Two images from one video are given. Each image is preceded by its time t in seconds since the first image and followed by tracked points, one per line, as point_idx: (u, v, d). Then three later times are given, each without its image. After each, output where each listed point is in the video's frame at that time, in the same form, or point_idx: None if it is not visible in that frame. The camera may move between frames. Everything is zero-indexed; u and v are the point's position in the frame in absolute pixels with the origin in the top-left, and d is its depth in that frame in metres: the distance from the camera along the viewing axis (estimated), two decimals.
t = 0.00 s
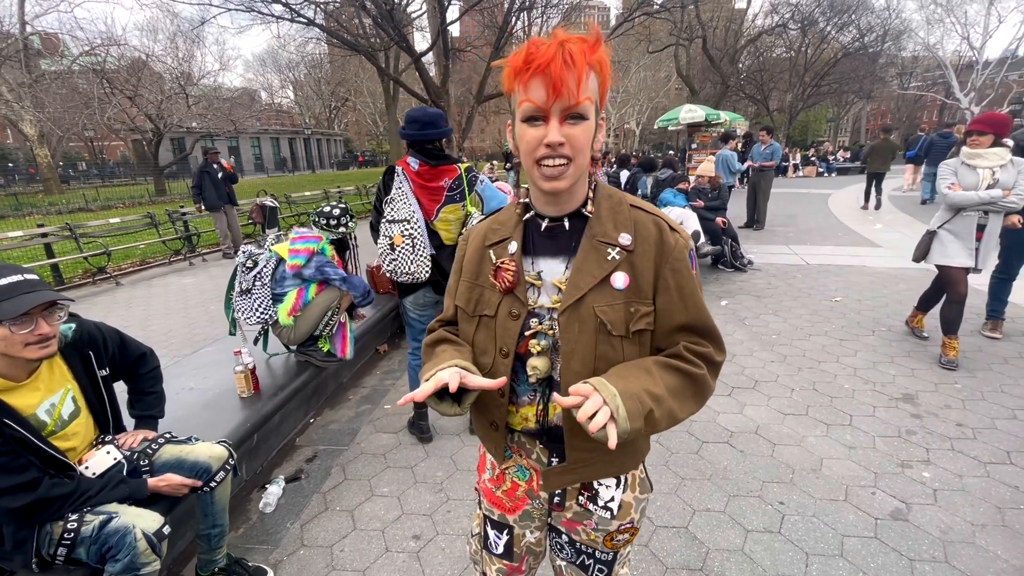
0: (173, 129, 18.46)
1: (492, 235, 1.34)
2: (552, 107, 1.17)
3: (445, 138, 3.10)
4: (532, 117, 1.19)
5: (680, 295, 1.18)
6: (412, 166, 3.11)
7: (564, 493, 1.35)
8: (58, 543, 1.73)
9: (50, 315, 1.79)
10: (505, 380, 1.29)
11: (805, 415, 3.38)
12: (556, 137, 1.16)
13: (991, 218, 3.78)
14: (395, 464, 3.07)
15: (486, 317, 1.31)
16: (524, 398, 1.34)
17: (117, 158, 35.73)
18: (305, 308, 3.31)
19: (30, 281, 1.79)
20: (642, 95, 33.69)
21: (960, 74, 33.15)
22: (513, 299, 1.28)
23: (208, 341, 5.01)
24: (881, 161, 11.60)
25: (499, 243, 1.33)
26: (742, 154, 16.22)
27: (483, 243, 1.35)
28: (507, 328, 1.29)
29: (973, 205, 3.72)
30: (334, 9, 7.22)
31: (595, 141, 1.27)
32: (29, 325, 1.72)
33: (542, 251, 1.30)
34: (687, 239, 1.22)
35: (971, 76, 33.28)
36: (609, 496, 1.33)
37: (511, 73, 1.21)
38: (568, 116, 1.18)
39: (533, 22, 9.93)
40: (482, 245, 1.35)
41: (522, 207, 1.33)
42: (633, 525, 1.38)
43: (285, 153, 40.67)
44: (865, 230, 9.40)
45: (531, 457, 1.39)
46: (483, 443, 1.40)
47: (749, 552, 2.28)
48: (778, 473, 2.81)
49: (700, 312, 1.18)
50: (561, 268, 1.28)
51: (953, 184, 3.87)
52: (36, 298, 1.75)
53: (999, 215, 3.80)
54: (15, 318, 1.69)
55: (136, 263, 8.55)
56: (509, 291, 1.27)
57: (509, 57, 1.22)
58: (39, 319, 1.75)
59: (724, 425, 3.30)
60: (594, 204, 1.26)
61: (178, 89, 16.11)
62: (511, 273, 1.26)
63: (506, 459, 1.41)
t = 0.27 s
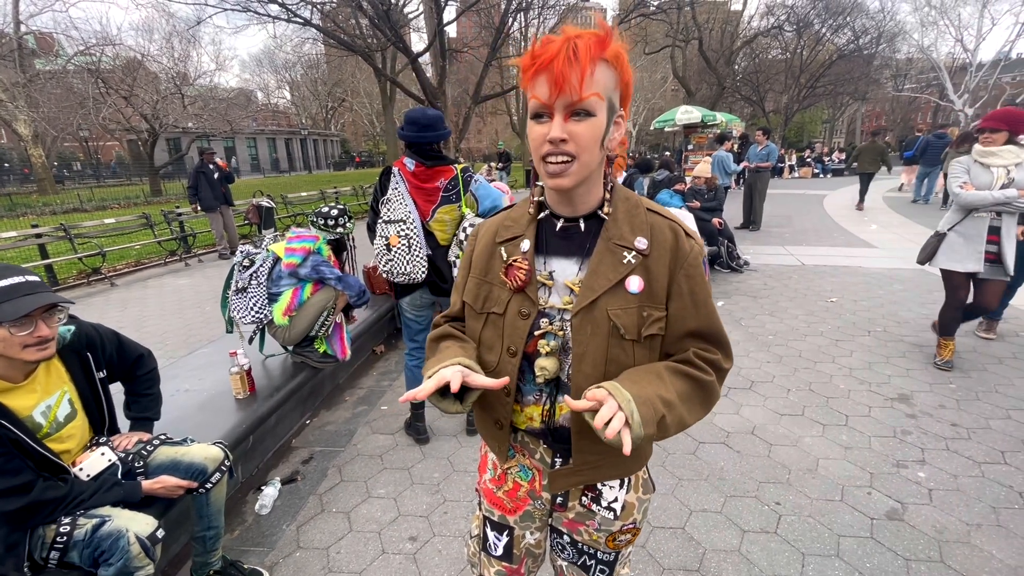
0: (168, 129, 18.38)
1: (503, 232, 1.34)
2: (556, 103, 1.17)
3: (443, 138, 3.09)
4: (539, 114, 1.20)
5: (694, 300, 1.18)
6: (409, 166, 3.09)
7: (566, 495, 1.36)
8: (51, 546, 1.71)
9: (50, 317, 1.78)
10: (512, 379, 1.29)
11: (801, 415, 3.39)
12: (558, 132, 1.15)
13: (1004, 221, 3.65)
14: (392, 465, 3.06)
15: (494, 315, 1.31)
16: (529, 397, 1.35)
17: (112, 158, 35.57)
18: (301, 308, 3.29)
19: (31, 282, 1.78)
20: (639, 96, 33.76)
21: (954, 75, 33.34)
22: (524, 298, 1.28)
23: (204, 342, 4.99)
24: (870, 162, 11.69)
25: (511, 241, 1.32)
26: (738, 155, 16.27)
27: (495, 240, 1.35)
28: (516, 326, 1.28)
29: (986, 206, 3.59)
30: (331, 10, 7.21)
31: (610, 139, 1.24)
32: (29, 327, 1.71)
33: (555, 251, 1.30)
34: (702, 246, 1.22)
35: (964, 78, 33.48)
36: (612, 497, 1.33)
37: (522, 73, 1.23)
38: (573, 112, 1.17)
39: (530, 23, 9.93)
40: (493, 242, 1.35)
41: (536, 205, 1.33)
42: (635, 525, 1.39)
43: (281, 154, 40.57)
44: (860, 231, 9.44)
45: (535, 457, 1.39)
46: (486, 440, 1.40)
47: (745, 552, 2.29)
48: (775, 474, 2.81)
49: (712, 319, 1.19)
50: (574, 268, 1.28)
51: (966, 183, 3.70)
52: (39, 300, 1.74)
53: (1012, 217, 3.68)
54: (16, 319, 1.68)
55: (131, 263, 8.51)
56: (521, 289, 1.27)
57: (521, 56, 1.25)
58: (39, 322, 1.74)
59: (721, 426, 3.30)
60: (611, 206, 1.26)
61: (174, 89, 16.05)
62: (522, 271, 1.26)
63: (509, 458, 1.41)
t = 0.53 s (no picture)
0: (165, 129, 18.34)
1: (508, 228, 1.34)
2: (559, 103, 1.17)
3: (439, 139, 3.08)
4: (545, 115, 1.21)
5: (698, 306, 1.18)
6: (405, 167, 3.09)
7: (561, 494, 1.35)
8: (42, 549, 1.70)
9: (33, 318, 1.77)
10: (512, 375, 1.29)
11: (798, 416, 3.39)
12: (560, 133, 1.15)
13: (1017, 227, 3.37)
14: (388, 466, 3.05)
15: (495, 310, 1.31)
16: (527, 395, 1.34)
17: (108, 158, 35.45)
18: (297, 309, 3.26)
19: (14, 283, 1.76)
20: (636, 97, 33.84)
21: (948, 77, 33.50)
22: (526, 294, 1.27)
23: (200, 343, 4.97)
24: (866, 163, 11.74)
25: (516, 236, 1.32)
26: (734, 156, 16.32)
27: (501, 235, 1.35)
28: (517, 322, 1.28)
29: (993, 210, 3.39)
30: (328, 10, 7.19)
31: (620, 139, 1.23)
32: (11, 328, 1.69)
33: (559, 249, 1.30)
34: (709, 252, 1.22)
35: (960, 79, 33.66)
36: (608, 497, 1.33)
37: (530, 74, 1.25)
38: (577, 112, 1.17)
39: (527, 24, 9.92)
40: (498, 237, 1.35)
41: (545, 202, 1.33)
42: (631, 525, 1.39)
43: (278, 154, 40.51)
44: (855, 232, 9.47)
45: (531, 455, 1.39)
46: (485, 435, 1.40)
47: (741, 553, 2.29)
48: (771, 475, 2.81)
49: (716, 327, 1.19)
50: (579, 268, 1.27)
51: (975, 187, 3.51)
52: (21, 301, 1.72)
53: None
54: None
55: (127, 264, 8.47)
56: (523, 285, 1.27)
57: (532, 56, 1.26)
58: (22, 323, 1.72)
59: (717, 426, 3.31)
60: (620, 208, 1.25)
61: (170, 89, 15.99)
62: (526, 268, 1.25)
63: (506, 456, 1.41)
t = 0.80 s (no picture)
0: (163, 129, 18.30)
1: (510, 227, 1.35)
2: (562, 104, 1.18)
3: (437, 140, 3.07)
4: (547, 116, 1.21)
5: (696, 310, 1.18)
6: (403, 168, 3.09)
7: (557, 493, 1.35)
8: (38, 551, 1.69)
9: (18, 317, 1.75)
10: (509, 371, 1.29)
11: (795, 416, 3.40)
12: (561, 134, 1.15)
13: None
14: (385, 467, 3.05)
15: (495, 307, 1.32)
16: (524, 392, 1.34)
17: (106, 158, 35.36)
18: (294, 311, 3.27)
19: None
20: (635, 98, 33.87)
21: (946, 79, 33.60)
22: (525, 292, 1.28)
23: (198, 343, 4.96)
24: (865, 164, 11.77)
25: (517, 234, 1.33)
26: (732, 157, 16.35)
27: (503, 233, 1.36)
28: (516, 320, 1.28)
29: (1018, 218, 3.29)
30: (327, 10, 7.18)
31: (622, 141, 1.22)
32: None
33: (559, 248, 1.30)
34: (710, 257, 1.22)
35: (956, 81, 33.77)
36: (604, 496, 1.33)
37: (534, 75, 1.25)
38: (579, 114, 1.17)
39: (526, 25, 9.93)
40: (500, 235, 1.36)
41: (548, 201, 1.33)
42: (627, 525, 1.38)
43: (277, 155, 40.46)
44: (853, 233, 9.48)
45: (528, 452, 1.39)
46: (482, 430, 1.40)
47: (739, 554, 2.29)
48: (769, 475, 2.82)
49: (714, 331, 1.19)
50: (579, 268, 1.27)
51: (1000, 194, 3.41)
52: (4, 300, 1.70)
53: None
54: None
55: (125, 264, 8.45)
56: (522, 283, 1.28)
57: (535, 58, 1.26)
58: (7, 324, 1.71)
59: (716, 427, 3.31)
60: (622, 210, 1.25)
61: (169, 89, 15.95)
62: (525, 266, 1.26)
63: (503, 453, 1.41)
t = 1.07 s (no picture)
0: (163, 130, 18.30)
1: (509, 227, 1.35)
2: (563, 107, 1.18)
3: (437, 140, 3.08)
4: (549, 118, 1.21)
5: (692, 309, 1.18)
6: (403, 168, 3.09)
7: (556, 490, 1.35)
8: (36, 550, 1.69)
9: (8, 312, 1.75)
10: (508, 370, 1.29)
11: (795, 417, 3.40)
12: (565, 136, 1.15)
13: None
14: (385, 467, 3.05)
15: (495, 306, 1.33)
16: (524, 390, 1.34)
17: (107, 159, 35.40)
18: (291, 312, 3.27)
19: None
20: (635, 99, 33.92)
21: (946, 80, 33.58)
22: (524, 292, 1.28)
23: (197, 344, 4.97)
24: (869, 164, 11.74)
25: (517, 234, 1.33)
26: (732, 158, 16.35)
27: (502, 234, 1.36)
28: (514, 319, 1.29)
29: None
30: (327, 11, 7.18)
31: (622, 142, 1.23)
32: None
33: (558, 248, 1.30)
34: (708, 257, 1.21)
35: (956, 82, 33.79)
36: (601, 493, 1.33)
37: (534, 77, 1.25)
38: (580, 116, 1.17)
39: (526, 26, 9.92)
40: (500, 235, 1.36)
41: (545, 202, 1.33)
42: (624, 522, 1.38)
43: (277, 155, 40.49)
44: (853, 234, 9.47)
45: (527, 449, 1.39)
46: (481, 428, 1.41)
47: (738, 554, 2.29)
48: (769, 475, 2.81)
49: (712, 331, 1.19)
50: (577, 268, 1.27)
51: None
52: None
53: None
54: None
55: (125, 264, 8.46)
56: (521, 283, 1.28)
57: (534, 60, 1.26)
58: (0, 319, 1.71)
59: (715, 427, 3.31)
60: (621, 210, 1.26)
61: (169, 90, 15.96)
62: (524, 265, 1.27)
63: (502, 450, 1.41)
